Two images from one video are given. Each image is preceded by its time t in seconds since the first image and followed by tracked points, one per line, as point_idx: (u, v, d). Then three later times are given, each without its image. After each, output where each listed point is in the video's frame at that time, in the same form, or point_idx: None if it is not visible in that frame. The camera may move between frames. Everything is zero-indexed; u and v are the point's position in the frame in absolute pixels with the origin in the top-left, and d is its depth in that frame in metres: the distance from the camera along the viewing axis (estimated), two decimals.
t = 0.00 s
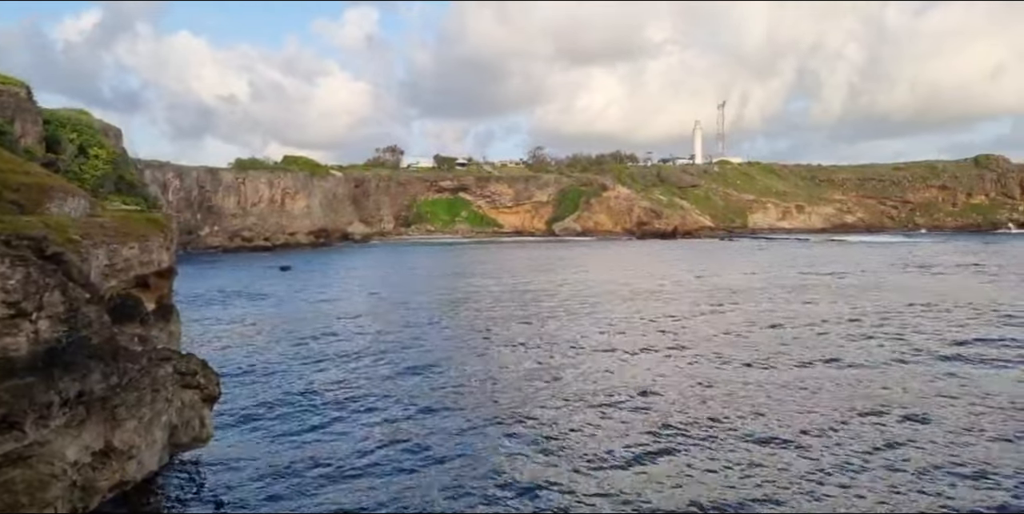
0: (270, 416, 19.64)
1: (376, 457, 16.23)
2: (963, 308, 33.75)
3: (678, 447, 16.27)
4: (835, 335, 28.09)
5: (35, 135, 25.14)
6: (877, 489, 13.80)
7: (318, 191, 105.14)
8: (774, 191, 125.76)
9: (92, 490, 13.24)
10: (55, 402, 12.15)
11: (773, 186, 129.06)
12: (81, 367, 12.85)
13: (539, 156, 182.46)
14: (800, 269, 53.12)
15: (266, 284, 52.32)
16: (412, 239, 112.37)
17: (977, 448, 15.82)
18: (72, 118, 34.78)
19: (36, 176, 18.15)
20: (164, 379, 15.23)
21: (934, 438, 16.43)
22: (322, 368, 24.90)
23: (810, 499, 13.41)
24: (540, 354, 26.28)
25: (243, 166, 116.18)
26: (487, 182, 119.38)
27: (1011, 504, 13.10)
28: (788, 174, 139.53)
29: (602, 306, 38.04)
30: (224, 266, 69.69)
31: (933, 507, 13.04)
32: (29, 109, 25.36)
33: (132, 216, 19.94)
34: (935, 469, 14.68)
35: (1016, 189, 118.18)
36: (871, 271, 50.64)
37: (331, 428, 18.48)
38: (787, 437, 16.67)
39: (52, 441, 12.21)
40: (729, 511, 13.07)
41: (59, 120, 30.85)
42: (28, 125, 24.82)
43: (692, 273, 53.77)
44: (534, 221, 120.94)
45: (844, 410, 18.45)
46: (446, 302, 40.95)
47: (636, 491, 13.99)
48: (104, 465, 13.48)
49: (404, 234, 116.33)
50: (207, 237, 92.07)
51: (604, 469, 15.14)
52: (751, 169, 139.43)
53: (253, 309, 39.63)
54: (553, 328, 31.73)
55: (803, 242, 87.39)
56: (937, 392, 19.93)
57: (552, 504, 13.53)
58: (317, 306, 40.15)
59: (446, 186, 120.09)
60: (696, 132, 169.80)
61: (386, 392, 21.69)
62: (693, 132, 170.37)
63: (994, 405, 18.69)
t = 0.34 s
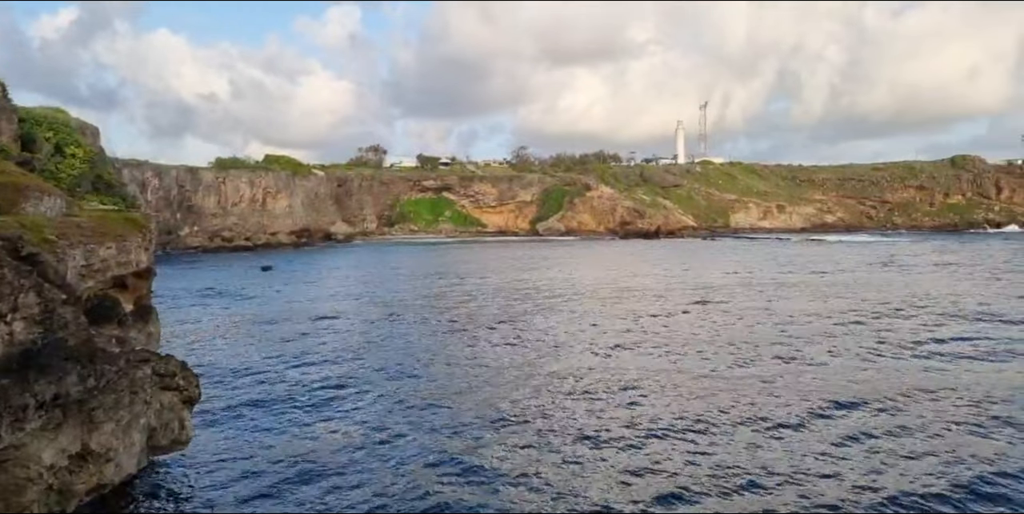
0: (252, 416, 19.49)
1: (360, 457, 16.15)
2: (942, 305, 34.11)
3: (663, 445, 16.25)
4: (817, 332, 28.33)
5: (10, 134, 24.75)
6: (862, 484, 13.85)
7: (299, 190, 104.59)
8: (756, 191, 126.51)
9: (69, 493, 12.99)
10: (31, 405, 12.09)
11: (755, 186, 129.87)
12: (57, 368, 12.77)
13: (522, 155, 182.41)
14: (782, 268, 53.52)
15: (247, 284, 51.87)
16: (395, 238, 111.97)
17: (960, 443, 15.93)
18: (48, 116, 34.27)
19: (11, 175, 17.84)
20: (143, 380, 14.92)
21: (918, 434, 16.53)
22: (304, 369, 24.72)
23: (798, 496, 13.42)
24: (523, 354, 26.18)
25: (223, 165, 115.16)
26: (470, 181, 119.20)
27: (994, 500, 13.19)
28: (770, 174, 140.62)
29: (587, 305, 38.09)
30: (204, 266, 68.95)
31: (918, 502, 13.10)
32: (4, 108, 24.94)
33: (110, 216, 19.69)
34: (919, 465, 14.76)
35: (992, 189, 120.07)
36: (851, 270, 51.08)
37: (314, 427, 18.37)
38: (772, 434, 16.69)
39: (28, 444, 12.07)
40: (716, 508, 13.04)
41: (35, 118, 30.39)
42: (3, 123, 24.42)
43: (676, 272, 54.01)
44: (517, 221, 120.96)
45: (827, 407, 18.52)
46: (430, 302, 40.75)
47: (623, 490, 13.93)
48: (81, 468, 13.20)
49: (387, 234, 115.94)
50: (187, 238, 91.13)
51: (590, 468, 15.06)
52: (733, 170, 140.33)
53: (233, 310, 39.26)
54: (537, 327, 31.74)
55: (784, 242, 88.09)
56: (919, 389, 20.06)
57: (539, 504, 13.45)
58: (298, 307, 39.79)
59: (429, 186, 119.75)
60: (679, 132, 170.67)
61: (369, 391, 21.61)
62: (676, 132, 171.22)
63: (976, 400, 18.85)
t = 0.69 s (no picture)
0: (236, 416, 19.34)
1: (346, 456, 16.07)
2: (925, 305, 34.40)
3: (653, 444, 16.21)
4: (801, 331, 28.50)
5: None
6: (852, 482, 13.86)
7: (284, 189, 104.00)
8: (741, 191, 127.15)
9: (49, 496, 12.73)
10: (10, 406, 12.01)
11: (740, 186, 130.53)
12: (36, 369, 12.67)
13: (508, 154, 182.32)
14: (767, 268, 53.79)
15: (231, 283, 51.44)
16: (381, 238, 111.59)
17: (946, 440, 16.00)
18: (28, 113, 33.80)
19: None
20: (124, 381, 14.79)
21: (905, 431, 16.59)
22: (288, 368, 24.56)
23: (789, 495, 13.39)
24: (510, 353, 26.07)
25: (207, 164, 114.18)
26: (457, 181, 118.94)
27: (981, 496, 13.24)
28: (755, 175, 141.35)
29: (573, 304, 38.10)
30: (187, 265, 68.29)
31: (908, 499, 13.11)
32: None
33: (91, 215, 19.48)
34: (908, 461, 14.79)
35: (973, 190, 121.48)
36: (835, 269, 51.44)
37: (299, 427, 18.25)
38: (761, 432, 16.66)
39: (8, 445, 11.95)
40: (709, 508, 12.95)
41: (15, 115, 29.98)
42: None
43: (662, 271, 54.12)
44: (504, 221, 120.91)
45: (814, 405, 18.58)
46: (416, 301, 40.58)
47: (614, 489, 13.84)
48: (62, 470, 12.92)
49: (373, 233, 115.53)
50: (170, 237, 90.28)
51: (578, 466, 15.03)
52: (718, 170, 140.99)
53: (217, 309, 38.93)
54: (524, 326, 31.71)
55: (769, 241, 88.67)
56: (906, 386, 20.14)
57: (529, 504, 13.34)
58: (282, 306, 39.46)
59: (416, 185, 119.40)
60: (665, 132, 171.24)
61: (355, 391, 21.51)
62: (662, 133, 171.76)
63: (961, 397, 18.96)
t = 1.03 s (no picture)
0: (217, 416, 19.14)
1: (329, 455, 15.94)
2: (904, 302, 34.74)
3: (639, 440, 16.14)
4: (783, 328, 28.68)
5: None
6: (840, 476, 13.85)
7: (266, 189, 103.22)
8: (723, 192, 127.91)
9: (25, 499, 12.46)
10: None
11: (723, 186, 131.28)
12: (11, 370, 12.60)
13: (491, 154, 182.21)
14: (750, 267, 54.11)
15: (211, 284, 50.95)
16: (364, 237, 111.11)
17: (932, 433, 16.08)
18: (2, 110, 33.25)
19: None
20: (102, 382, 14.62)
21: (886, 424, 16.73)
22: (270, 368, 24.38)
23: (777, 489, 13.35)
24: (494, 352, 25.97)
25: (187, 163, 112.99)
26: (440, 180, 118.53)
27: (966, 489, 13.29)
28: (737, 175, 142.20)
29: (556, 303, 38.09)
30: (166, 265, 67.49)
31: (894, 493, 13.13)
32: None
33: (68, 214, 19.25)
34: (894, 456, 14.82)
35: (950, 190, 123.19)
36: (817, 268, 51.86)
37: (281, 426, 18.09)
38: (744, 427, 16.73)
39: None
40: (694, 501, 12.97)
41: None
42: None
43: (645, 270, 54.34)
44: (488, 220, 120.80)
45: (799, 401, 18.61)
46: (399, 300, 40.38)
47: (602, 486, 13.73)
48: (38, 473, 12.69)
49: (356, 233, 114.97)
50: (149, 236, 89.23)
51: (563, 461, 15.01)
52: (701, 170, 141.74)
53: (197, 309, 38.50)
54: (508, 324, 31.65)
55: (750, 241, 89.37)
56: (887, 382, 20.30)
57: (516, 501, 13.20)
58: (263, 306, 39.07)
59: (399, 184, 118.95)
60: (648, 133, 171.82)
61: (336, 390, 21.37)
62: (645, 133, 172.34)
63: (943, 393, 19.10)
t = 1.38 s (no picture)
0: (198, 417, 18.94)
1: (312, 455, 15.81)
2: (885, 300, 35.02)
3: (625, 437, 16.10)
4: (766, 325, 28.83)
5: None
6: (824, 470, 13.89)
7: (247, 189, 102.69)
8: (706, 191, 128.67)
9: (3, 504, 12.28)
10: None
11: (705, 186, 132.01)
12: None
13: (475, 153, 182.08)
14: (735, 265, 54.39)
15: (193, 284, 50.50)
16: (347, 238, 110.53)
17: (916, 427, 16.20)
18: None
19: None
20: (81, 385, 14.44)
21: (868, 418, 16.85)
22: (252, 369, 24.16)
23: (763, 484, 13.36)
24: (478, 351, 25.86)
25: (167, 163, 111.89)
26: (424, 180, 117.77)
27: (949, 481, 13.36)
28: (720, 174, 143.08)
29: (542, 301, 38.05)
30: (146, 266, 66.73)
31: (878, 486, 13.19)
32: None
33: (45, 215, 19.01)
34: (877, 450, 14.88)
35: (928, 189, 124.71)
36: (799, 266, 52.23)
37: (264, 427, 17.92)
38: (728, 423, 16.80)
39: None
40: (679, 496, 12.99)
41: None
42: None
43: (630, 268, 54.47)
44: (472, 220, 120.62)
45: (783, 397, 18.66)
46: (383, 300, 40.19)
47: (588, 483, 13.68)
48: (15, 477, 12.52)
49: (339, 233, 114.36)
50: (128, 237, 88.26)
51: (547, 458, 14.96)
52: (684, 170, 142.46)
53: (178, 310, 38.14)
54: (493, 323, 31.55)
55: (733, 240, 89.92)
56: (869, 377, 20.45)
57: (502, 499, 13.12)
58: (244, 307, 38.67)
59: (382, 184, 118.43)
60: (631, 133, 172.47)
61: (319, 390, 21.21)
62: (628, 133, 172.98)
63: (925, 387, 19.22)
